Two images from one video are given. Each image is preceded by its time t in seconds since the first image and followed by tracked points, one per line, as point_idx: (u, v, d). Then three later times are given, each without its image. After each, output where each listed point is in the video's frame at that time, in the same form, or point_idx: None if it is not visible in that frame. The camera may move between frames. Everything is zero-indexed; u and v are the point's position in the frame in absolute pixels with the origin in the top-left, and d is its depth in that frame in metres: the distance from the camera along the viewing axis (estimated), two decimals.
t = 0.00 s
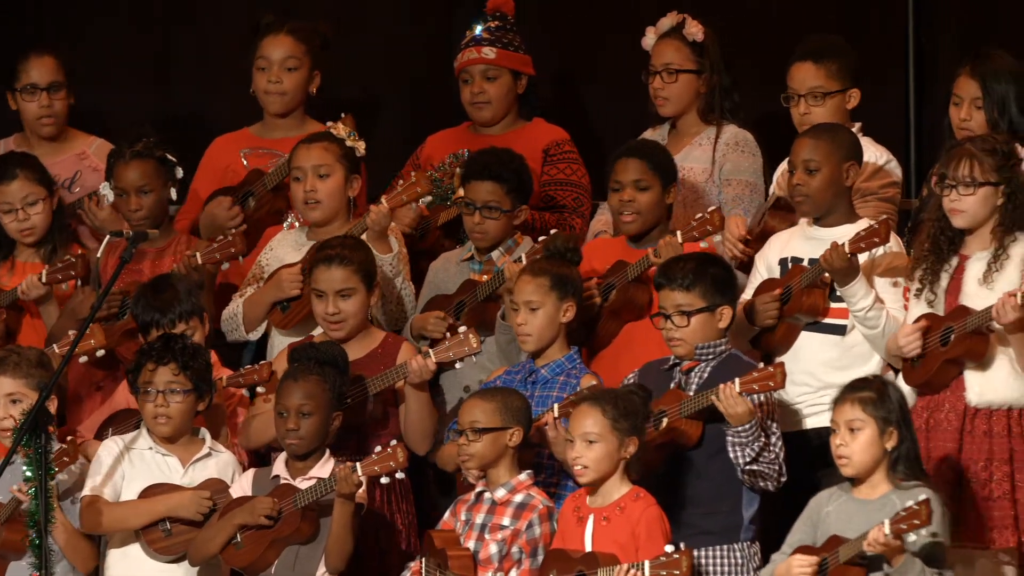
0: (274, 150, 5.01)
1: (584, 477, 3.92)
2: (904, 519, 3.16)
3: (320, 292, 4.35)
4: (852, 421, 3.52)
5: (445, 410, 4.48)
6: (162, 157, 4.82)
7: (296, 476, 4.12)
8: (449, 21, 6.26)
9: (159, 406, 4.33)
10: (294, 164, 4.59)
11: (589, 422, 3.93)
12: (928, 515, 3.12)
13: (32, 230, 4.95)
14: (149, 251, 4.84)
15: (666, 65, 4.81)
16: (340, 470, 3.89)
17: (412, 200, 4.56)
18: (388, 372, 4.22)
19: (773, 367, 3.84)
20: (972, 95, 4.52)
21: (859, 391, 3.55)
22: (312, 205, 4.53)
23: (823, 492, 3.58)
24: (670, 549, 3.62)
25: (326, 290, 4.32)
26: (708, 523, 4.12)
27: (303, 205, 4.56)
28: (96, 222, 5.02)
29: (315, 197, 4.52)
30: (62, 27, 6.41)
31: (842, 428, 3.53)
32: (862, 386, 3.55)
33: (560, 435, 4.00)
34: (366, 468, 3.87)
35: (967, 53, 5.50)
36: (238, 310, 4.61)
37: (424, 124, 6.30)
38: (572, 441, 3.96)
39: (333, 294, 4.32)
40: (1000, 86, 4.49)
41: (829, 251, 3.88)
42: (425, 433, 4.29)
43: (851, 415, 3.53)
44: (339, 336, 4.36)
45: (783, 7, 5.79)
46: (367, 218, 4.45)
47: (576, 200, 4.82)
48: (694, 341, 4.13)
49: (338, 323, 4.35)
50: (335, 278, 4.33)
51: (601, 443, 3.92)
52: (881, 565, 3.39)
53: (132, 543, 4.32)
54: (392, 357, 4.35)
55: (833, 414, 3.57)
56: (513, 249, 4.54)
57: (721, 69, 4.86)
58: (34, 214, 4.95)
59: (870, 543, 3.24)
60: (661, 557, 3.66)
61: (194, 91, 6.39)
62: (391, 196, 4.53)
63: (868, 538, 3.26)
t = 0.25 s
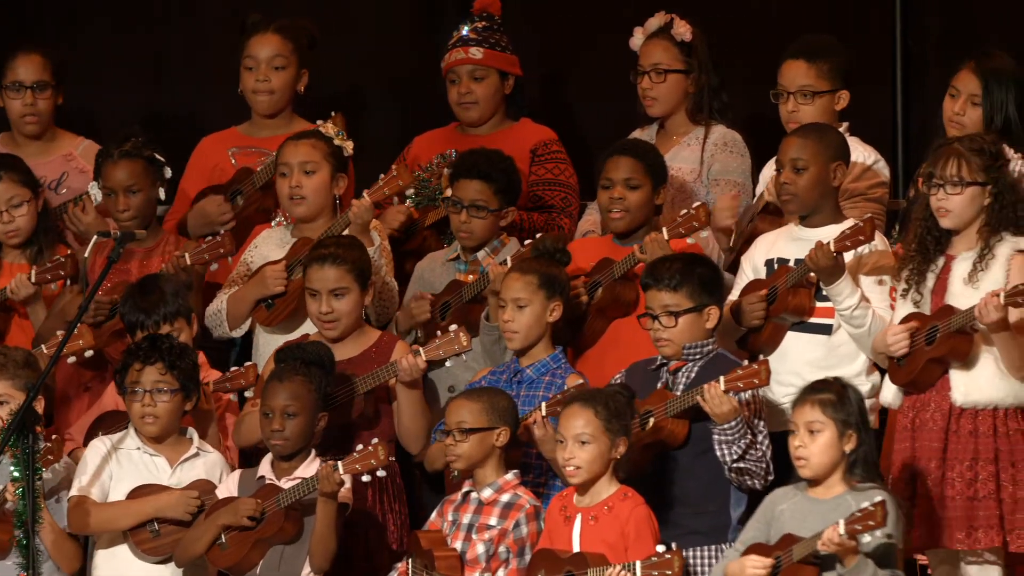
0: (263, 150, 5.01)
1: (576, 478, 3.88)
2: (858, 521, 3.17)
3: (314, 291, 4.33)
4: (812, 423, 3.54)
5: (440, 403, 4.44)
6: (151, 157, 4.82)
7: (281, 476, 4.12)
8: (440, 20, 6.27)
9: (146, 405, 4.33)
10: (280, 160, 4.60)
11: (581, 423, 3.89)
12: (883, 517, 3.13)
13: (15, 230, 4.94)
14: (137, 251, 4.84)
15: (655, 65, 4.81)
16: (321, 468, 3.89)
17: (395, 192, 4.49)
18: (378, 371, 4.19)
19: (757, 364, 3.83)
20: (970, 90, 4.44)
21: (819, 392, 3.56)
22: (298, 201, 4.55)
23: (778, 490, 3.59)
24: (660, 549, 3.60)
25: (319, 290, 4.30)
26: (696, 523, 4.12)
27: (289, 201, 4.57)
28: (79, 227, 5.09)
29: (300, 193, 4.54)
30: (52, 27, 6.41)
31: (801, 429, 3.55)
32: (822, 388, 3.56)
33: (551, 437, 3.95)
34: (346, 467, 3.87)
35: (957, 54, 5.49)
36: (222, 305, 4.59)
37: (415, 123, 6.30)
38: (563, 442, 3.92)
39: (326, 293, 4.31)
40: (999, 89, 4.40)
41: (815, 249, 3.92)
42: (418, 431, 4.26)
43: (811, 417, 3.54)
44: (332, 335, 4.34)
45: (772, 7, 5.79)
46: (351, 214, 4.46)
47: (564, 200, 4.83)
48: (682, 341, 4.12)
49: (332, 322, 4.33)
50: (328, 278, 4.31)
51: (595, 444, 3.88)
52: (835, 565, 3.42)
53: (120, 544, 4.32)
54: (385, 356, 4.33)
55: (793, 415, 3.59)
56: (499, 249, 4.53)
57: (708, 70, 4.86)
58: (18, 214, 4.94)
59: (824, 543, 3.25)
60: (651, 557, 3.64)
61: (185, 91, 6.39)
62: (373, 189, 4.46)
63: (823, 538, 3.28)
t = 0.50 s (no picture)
0: (248, 154, 5.03)
1: (558, 476, 3.89)
2: (839, 520, 3.19)
3: (304, 291, 4.32)
4: (782, 425, 3.54)
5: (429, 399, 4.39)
6: (138, 157, 4.82)
7: (262, 476, 4.11)
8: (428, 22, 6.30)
9: (131, 405, 4.32)
10: (262, 164, 4.59)
11: (563, 422, 3.91)
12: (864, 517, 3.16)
13: None
14: (121, 250, 4.83)
15: (641, 65, 4.82)
16: (300, 467, 3.90)
17: (380, 203, 4.52)
18: (366, 370, 4.20)
19: (742, 363, 3.83)
20: (955, 88, 4.45)
21: (790, 393, 3.56)
22: (279, 204, 4.53)
23: (744, 489, 3.59)
24: (650, 549, 3.61)
25: (309, 290, 4.30)
26: (681, 523, 4.13)
27: (271, 205, 4.55)
28: (64, 223, 5.02)
29: (283, 197, 4.53)
30: (38, 25, 6.40)
31: (772, 431, 3.54)
32: (793, 389, 3.56)
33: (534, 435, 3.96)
34: (324, 465, 3.86)
35: (942, 56, 5.52)
36: (205, 308, 4.55)
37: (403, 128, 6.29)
38: (546, 441, 3.93)
39: (316, 293, 4.30)
40: (984, 86, 4.42)
41: (797, 247, 3.93)
42: (408, 429, 4.28)
43: (782, 418, 3.54)
44: (324, 336, 4.34)
45: (758, 8, 5.80)
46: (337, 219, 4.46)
47: (549, 200, 4.84)
48: (667, 342, 4.13)
49: (322, 322, 4.33)
50: (318, 278, 4.31)
51: (577, 442, 3.89)
52: (806, 564, 3.44)
53: (105, 543, 4.31)
54: (376, 356, 4.33)
55: (762, 415, 3.59)
56: (483, 249, 4.53)
57: (694, 70, 4.87)
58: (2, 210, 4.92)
59: (801, 542, 3.26)
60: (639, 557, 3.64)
61: (173, 92, 6.39)
62: (359, 198, 4.51)
63: (799, 536, 3.29)
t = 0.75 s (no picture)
0: (229, 148, 5.03)
1: (534, 476, 3.90)
2: (838, 516, 3.22)
3: (288, 292, 4.32)
4: (768, 425, 3.53)
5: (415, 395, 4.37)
6: (119, 155, 4.82)
7: (241, 474, 4.12)
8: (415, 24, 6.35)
9: (112, 405, 4.30)
10: (241, 163, 4.59)
11: (540, 421, 3.91)
12: (864, 512, 3.19)
13: None
14: (102, 249, 4.82)
15: (624, 64, 4.82)
16: (286, 466, 3.89)
17: (359, 197, 4.51)
18: (347, 368, 4.19)
19: (723, 363, 3.83)
20: (935, 95, 4.45)
21: (773, 394, 3.55)
22: (259, 204, 4.54)
23: (731, 490, 3.59)
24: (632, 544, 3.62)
25: (292, 290, 4.29)
26: (662, 523, 4.11)
27: (250, 204, 4.56)
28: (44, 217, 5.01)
29: (262, 196, 4.53)
30: (25, 25, 6.40)
31: (757, 432, 3.53)
32: (777, 390, 3.55)
33: (511, 434, 3.96)
34: (312, 465, 3.86)
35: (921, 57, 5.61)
36: (184, 305, 4.55)
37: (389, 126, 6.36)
38: (522, 441, 3.94)
39: (299, 292, 4.29)
40: (963, 84, 4.42)
41: (769, 248, 3.93)
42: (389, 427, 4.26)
43: (767, 419, 3.53)
44: (307, 335, 4.33)
45: (744, 8, 5.89)
46: (317, 216, 4.45)
47: (530, 198, 4.84)
48: (648, 341, 4.09)
49: (305, 321, 4.32)
50: (301, 278, 4.30)
51: (554, 442, 3.90)
52: (802, 563, 3.46)
53: (87, 541, 4.30)
54: (360, 355, 4.32)
55: (746, 416, 3.57)
56: (461, 248, 4.54)
57: (675, 69, 4.88)
58: None
59: (801, 540, 3.28)
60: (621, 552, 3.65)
61: (161, 92, 6.38)
62: (339, 194, 4.47)
63: (797, 535, 3.31)
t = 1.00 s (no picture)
0: (208, 148, 5.04)
1: (512, 475, 3.88)
2: (847, 508, 3.17)
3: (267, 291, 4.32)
4: (768, 423, 3.52)
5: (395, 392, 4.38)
6: (96, 154, 4.85)
7: (220, 474, 4.10)
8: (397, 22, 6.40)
9: (90, 404, 4.28)
10: (217, 162, 4.62)
11: (518, 421, 3.88)
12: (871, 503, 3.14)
13: None
14: (80, 249, 4.82)
15: (602, 63, 4.87)
16: (267, 468, 3.85)
17: (338, 200, 4.54)
18: (325, 369, 4.20)
19: (704, 363, 3.78)
20: (907, 97, 4.48)
21: (773, 392, 3.54)
22: (235, 204, 4.56)
23: (736, 492, 3.55)
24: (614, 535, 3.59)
25: (272, 290, 4.30)
26: (642, 523, 4.04)
27: (227, 203, 4.58)
28: (27, 220, 5.00)
29: (238, 196, 4.55)
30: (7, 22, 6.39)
31: (758, 431, 3.52)
32: (775, 388, 3.54)
33: (488, 433, 3.95)
34: (293, 466, 3.84)
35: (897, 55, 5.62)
36: (161, 306, 4.57)
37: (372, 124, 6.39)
38: (500, 440, 3.92)
39: (279, 292, 4.30)
40: (935, 84, 4.48)
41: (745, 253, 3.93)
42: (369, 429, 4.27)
43: (767, 417, 3.52)
44: (287, 336, 4.33)
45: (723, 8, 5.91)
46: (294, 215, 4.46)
47: (510, 197, 4.92)
48: (628, 340, 4.09)
49: (286, 321, 4.32)
50: (280, 277, 4.31)
51: (530, 441, 3.87)
52: (811, 559, 3.41)
53: (65, 541, 4.29)
54: (340, 353, 4.31)
55: (746, 416, 3.56)
56: (437, 249, 4.54)
57: (651, 69, 4.94)
58: None
59: (809, 535, 3.23)
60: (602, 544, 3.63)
61: (144, 90, 6.37)
62: (316, 197, 4.50)
63: (806, 531, 3.26)
